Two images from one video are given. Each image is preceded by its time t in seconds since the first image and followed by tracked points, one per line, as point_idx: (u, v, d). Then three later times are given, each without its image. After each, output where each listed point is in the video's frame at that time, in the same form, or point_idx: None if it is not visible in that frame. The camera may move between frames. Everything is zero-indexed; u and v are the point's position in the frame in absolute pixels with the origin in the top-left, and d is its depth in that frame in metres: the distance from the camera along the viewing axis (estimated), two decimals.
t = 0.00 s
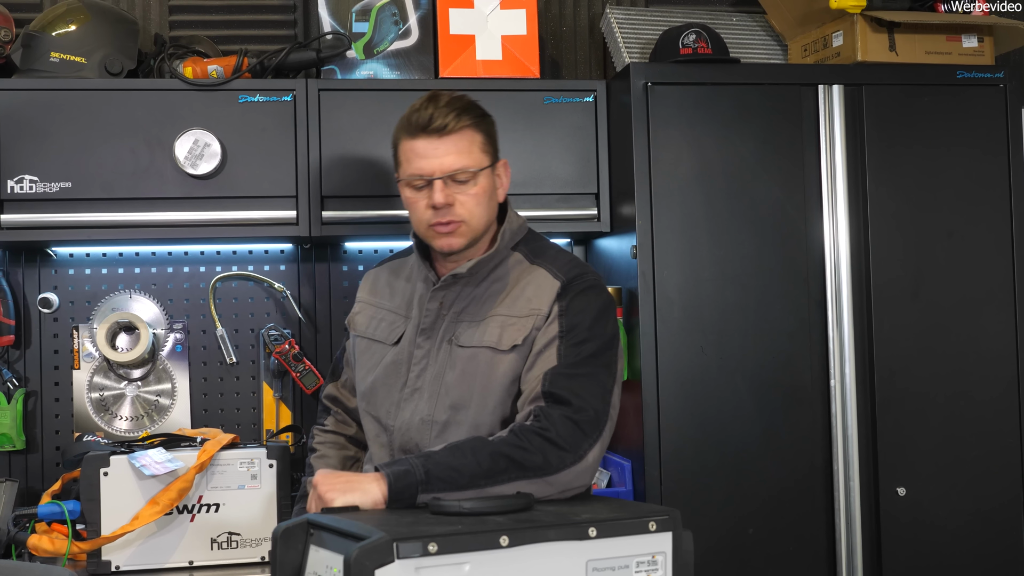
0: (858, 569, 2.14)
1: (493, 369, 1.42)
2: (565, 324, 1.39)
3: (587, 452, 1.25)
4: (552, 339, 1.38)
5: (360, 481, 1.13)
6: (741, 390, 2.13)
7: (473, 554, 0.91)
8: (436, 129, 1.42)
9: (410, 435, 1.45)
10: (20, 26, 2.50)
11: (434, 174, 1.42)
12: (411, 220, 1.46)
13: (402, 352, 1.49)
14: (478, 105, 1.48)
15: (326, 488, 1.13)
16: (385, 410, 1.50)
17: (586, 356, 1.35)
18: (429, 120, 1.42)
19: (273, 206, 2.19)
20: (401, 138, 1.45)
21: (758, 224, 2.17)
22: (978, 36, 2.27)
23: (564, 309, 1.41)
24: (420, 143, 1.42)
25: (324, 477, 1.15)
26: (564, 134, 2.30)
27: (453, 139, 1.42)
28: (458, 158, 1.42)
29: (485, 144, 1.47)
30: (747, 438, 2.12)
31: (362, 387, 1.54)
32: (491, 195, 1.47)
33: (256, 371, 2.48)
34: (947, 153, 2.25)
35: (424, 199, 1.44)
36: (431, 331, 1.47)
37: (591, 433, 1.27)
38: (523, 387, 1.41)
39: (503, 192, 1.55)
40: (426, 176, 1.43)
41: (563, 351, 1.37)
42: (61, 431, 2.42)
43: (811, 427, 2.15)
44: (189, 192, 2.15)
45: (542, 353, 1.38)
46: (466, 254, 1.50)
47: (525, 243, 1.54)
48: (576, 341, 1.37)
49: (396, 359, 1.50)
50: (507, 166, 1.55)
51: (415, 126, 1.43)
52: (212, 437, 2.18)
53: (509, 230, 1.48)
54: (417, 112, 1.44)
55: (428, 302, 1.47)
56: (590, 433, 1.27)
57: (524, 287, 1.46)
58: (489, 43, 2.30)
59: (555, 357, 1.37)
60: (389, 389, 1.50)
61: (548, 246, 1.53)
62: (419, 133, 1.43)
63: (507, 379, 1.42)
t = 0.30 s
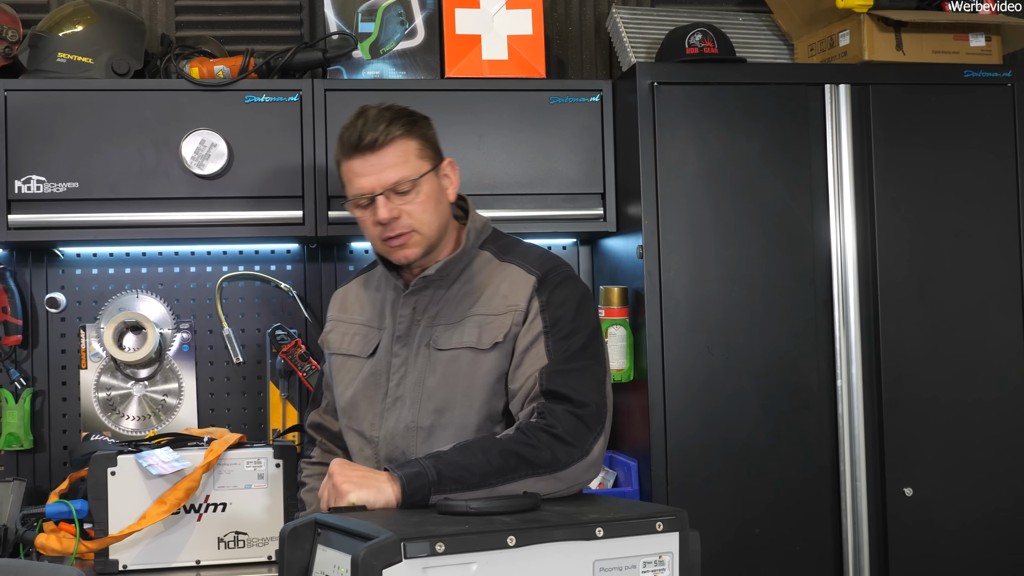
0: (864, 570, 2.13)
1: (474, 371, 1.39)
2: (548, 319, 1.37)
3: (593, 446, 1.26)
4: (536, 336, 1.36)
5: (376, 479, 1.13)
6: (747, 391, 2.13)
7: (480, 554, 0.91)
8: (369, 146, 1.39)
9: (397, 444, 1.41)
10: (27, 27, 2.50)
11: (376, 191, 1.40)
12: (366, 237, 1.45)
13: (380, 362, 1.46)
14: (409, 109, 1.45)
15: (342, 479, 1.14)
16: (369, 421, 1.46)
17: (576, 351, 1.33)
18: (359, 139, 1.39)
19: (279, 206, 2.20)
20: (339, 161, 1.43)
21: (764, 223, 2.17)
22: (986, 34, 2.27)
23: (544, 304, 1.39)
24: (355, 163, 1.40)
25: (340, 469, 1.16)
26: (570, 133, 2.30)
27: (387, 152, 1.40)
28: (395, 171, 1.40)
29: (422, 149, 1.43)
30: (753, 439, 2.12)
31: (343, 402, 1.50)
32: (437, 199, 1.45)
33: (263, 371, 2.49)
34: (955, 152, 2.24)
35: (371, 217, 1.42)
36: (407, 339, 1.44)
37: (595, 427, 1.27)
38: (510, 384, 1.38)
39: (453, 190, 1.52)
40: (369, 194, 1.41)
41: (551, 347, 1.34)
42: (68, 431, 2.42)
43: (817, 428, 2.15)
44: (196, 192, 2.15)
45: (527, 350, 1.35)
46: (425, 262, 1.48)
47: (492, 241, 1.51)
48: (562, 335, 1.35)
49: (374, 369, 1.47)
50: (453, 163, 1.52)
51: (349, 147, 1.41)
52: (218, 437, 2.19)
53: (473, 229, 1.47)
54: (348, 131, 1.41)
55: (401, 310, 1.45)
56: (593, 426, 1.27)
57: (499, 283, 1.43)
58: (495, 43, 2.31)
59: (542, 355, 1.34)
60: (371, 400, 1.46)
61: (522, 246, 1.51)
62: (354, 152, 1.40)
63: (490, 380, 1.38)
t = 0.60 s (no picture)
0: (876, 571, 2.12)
1: (453, 376, 1.31)
2: (521, 312, 1.30)
3: (575, 438, 1.19)
4: (512, 331, 1.29)
5: (349, 464, 1.12)
6: (758, 390, 2.12)
7: (492, 554, 0.90)
8: (307, 161, 1.27)
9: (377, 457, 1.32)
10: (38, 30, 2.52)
11: (320, 208, 1.29)
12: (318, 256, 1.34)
13: (349, 374, 1.37)
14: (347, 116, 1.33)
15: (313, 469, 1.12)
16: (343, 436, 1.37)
17: (552, 341, 1.27)
18: (294, 154, 1.28)
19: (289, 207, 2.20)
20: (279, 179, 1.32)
21: (774, 222, 2.16)
22: (997, 32, 2.28)
23: (517, 296, 1.31)
24: (295, 180, 1.29)
25: (311, 455, 1.14)
26: (579, 133, 2.30)
27: (327, 166, 1.28)
28: (337, 185, 1.28)
29: (365, 158, 1.31)
30: (763, 439, 2.11)
31: (314, 420, 1.40)
32: (387, 209, 1.33)
33: (273, 372, 2.50)
34: (966, 151, 2.23)
35: (317, 235, 1.31)
36: (376, 346, 1.35)
37: (578, 417, 1.21)
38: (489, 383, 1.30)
39: (404, 194, 1.39)
40: (314, 212, 1.29)
41: (526, 339, 1.27)
42: (80, 432, 2.44)
43: (828, 428, 2.14)
44: (206, 193, 2.16)
45: (502, 346, 1.29)
46: (382, 277, 1.37)
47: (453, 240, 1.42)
48: (537, 326, 1.28)
49: (344, 382, 1.37)
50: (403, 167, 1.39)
51: (287, 163, 1.29)
52: (229, 438, 2.19)
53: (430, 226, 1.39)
54: (285, 145, 1.29)
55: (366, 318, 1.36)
56: (576, 417, 1.21)
57: (468, 278, 1.35)
58: (505, 44, 2.30)
59: (518, 346, 1.27)
60: (343, 414, 1.37)
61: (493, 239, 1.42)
62: (292, 168, 1.29)
63: (470, 383, 1.31)
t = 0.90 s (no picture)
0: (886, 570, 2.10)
1: (433, 388, 1.31)
2: (495, 319, 1.28)
3: (547, 454, 1.17)
4: (486, 339, 1.27)
5: (315, 472, 1.13)
6: (767, 389, 2.11)
7: (503, 553, 0.90)
8: (276, 185, 1.21)
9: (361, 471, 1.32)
10: (47, 30, 2.53)
11: (293, 231, 1.24)
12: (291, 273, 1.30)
13: (326, 389, 1.34)
14: (312, 130, 1.26)
15: (284, 477, 1.15)
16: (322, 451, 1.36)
17: (526, 349, 1.23)
18: (262, 176, 1.21)
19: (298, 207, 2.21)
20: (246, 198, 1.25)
21: (782, 220, 2.15)
22: (1007, 30, 2.27)
23: (490, 303, 1.30)
24: (263, 202, 1.23)
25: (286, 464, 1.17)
26: (589, 132, 2.29)
27: (297, 188, 1.22)
28: (310, 207, 1.23)
29: (335, 175, 1.26)
30: (773, 438, 2.10)
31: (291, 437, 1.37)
32: (362, 226, 1.28)
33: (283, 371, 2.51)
34: (975, 148, 2.21)
35: (290, 257, 1.25)
36: (352, 359, 1.33)
37: (553, 433, 1.18)
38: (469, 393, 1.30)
39: (376, 203, 1.35)
40: (286, 234, 1.24)
41: (501, 349, 1.25)
42: (90, 431, 2.45)
43: (838, 427, 2.13)
44: (216, 193, 2.17)
45: (477, 356, 1.28)
46: (358, 292, 1.34)
47: (427, 244, 1.40)
48: (512, 335, 1.25)
49: (321, 397, 1.35)
50: (372, 175, 1.34)
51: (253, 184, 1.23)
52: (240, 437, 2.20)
53: (406, 232, 1.37)
54: (249, 166, 1.22)
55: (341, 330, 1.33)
56: (551, 434, 1.18)
57: (443, 286, 1.34)
58: (514, 43, 2.30)
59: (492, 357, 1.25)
60: (322, 429, 1.35)
61: (468, 242, 1.40)
62: (260, 191, 1.22)
63: (451, 393, 1.31)
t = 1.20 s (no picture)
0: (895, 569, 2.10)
1: (439, 399, 1.28)
2: (505, 328, 1.26)
3: (562, 470, 1.17)
4: (495, 349, 1.26)
5: (334, 490, 1.09)
6: (775, 388, 2.11)
7: (515, 550, 0.90)
8: (272, 204, 1.12)
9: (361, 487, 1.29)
10: (56, 30, 2.54)
11: (289, 250, 1.15)
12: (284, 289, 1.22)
13: (321, 402, 1.30)
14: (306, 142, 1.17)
15: (299, 496, 1.11)
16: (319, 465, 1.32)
17: (539, 363, 1.22)
18: (256, 195, 1.12)
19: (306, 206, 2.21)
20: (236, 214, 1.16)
21: (790, 219, 2.14)
22: (1014, 28, 2.25)
23: (499, 311, 1.28)
24: (257, 221, 1.14)
25: (296, 481, 1.12)
26: (596, 131, 2.29)
27: (296, 207, 1.13)
28: (308, 226, 1.14)
29: (333, 190, 1.18)
30: (782, 436, 2.10)
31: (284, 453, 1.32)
32: (360, 243, 1.21)
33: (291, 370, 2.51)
34: (983, 146, 2.21)
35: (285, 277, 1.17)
36: (347, 370, 1.29)
37: (569, 449, 1.18)
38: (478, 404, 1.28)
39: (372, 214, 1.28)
40: (281, 253, 1.16)
41: (512, 360, 1.24)
42: (99, 430, 2.46)
43: (846, 426, 2.12)
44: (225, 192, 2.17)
45: (488, 366, 1.26)
46: (354, 308, 1.27)
47: (422, 248, 1.36)
48: (522, 346, 1.24)
49: (316, 411, 1.30)
50: (366, 185, 1.27)
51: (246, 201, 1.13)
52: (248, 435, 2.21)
53: (401, 235, 1.32)
54: (241, 183, 1.13)
55: (337, 341, 1.28)
56: (568, 449, 1.18)
57: (448, 294, 1.31)
58: (522, 42, 2.30)
59: (504, 369, 1.24)
60: (317, 444, 1.31)
61: (462, 245, 1.38)
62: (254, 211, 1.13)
63: (457, 404, 1.28)
